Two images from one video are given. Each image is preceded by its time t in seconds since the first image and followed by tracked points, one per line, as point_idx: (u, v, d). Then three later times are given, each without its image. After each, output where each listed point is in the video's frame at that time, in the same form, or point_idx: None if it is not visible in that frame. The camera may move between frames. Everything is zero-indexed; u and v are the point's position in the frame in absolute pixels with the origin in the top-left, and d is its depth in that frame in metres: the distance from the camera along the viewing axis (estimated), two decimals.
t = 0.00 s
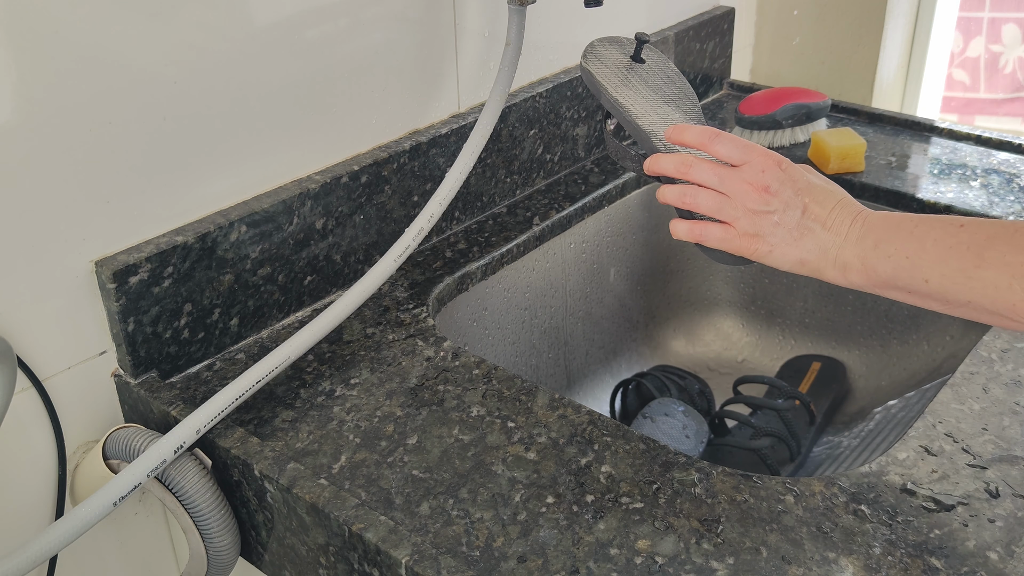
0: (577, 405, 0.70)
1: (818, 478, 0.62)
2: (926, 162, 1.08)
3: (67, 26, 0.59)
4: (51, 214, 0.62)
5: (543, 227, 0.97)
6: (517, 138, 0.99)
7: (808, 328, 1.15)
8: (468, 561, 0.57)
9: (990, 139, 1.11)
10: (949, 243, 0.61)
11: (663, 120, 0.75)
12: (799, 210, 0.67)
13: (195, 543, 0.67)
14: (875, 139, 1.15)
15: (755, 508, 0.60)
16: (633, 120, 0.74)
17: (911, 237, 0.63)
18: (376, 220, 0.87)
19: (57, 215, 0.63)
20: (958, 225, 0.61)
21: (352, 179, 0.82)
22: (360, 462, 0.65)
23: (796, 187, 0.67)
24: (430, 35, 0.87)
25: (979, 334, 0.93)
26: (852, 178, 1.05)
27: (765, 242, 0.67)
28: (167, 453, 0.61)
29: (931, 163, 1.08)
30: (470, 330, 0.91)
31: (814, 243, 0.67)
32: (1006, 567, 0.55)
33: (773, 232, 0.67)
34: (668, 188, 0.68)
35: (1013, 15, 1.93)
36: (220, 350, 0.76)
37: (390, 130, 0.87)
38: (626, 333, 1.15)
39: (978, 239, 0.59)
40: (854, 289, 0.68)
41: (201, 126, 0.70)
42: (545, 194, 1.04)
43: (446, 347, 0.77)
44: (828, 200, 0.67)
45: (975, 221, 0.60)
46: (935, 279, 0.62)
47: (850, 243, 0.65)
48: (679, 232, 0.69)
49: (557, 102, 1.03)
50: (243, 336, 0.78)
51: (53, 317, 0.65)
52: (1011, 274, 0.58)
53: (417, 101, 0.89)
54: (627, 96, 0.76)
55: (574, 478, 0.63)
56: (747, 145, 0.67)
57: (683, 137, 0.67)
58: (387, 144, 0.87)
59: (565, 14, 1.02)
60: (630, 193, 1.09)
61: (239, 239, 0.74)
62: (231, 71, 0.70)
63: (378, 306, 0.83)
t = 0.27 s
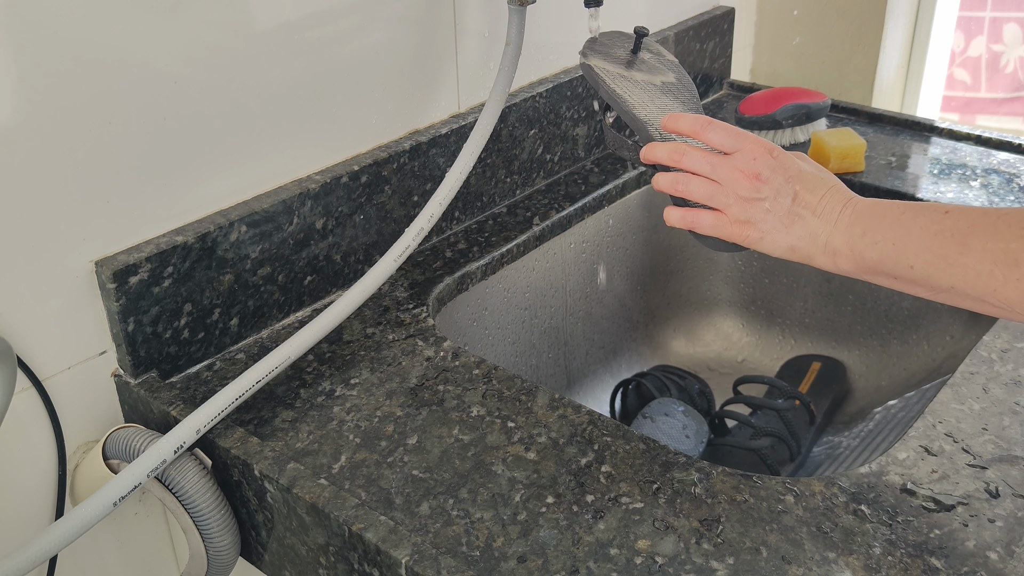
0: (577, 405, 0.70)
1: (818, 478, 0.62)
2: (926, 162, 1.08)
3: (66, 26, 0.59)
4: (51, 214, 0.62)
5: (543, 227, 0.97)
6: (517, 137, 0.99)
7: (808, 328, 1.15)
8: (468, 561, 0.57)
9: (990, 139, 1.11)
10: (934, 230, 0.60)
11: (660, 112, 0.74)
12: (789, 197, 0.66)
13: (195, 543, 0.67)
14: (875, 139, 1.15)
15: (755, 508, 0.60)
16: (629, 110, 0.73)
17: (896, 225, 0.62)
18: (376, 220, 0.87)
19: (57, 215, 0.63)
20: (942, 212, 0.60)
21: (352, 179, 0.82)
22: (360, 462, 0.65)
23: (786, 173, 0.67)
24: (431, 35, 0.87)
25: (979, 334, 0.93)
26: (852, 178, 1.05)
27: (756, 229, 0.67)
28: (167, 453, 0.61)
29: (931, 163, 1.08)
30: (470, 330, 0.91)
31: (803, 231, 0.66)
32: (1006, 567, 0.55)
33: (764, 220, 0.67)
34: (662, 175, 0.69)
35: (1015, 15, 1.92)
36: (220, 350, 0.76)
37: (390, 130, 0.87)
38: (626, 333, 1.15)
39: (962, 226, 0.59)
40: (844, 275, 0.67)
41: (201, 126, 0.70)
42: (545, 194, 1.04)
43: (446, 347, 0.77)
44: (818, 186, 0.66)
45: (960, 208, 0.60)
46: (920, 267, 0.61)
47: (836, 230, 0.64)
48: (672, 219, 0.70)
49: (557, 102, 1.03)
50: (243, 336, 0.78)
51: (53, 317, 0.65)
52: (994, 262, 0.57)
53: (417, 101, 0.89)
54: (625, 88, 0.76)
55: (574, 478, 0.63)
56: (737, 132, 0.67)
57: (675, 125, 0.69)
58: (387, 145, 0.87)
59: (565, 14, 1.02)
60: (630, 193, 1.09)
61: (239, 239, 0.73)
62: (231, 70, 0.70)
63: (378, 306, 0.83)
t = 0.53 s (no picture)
0: (577, 405, 0.70)
1: (818, 478, 0.62)
2: (926, 162, 1.08)
3: (66, 26, 0.59)
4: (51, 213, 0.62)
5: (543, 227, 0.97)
6: (517, 137, 0.99)
7: (808, 328, 1.15)
8: (468, 561, 0.57)
9: (990, 139, 1.11)
10: (924, 249, 0.60)
11: (647, 132, 0.76)
12: (777, 218, 0.67)
13: (195, 543, 0.67)
14: (875, 139, 1.15)
15: (755, 508, 0.60)
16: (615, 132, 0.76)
17: (887, 244, 0.62)
18: (376, 220, 0.87)
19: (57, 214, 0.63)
20: (933, 231, 0.60)
21: (352, 178, 0.82)
22: (360, 462, 0.65)
23: (774, 195, 0.67)
24: (431, 35, 0.87)
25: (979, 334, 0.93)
26: (852, 178, 1.05)
27: (746, 251, 0.68)
28: (167, 454, 0.61)
29: (931, 163, 1.08)
30: (470, 330, 0.91)
31: (793, 251, 0.66)
32: (1006, 567, 0.55)
33: (753, 241, 0.68)
34: (649, 200, 0.70)
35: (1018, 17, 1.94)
36: (220, 350, 0.76)
37: (390, 130, 0.87)
38: (625, 333, 1.15)
39: (952, 244, 0.59)
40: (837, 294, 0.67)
41: (200, 126, 0.70)
42: (545, 194, 1.04)
43: (446, 347, 0.77)
44: (806, 208, 0.67)
45: (951, 228, 0.59)
46: (911, 286, 0.60)
47: (828, 252, 0.64)
48: (661, 244, 0.71)
49: (557, 102, 1.04)
50: (243, 336, 0.78)
51: (53, 317, 0.65)
52: (983, 279, 0.56)
53: (417, 101, 0.89)
54: (610, 108, 0.78)
55: (574, 478, 0.63)
56: (721, 155, 0.69)
57: (662, 151, 0.71)
58: (387, 144, 0.87)
59: (566, 14, 1.02)
60: (630, 193, 1.09)
61: (239, 239, 0.73)
62: (231, 71, 0.70)
63: (378, 306, 0.83)
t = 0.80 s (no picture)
0: (577, 405, 0.70)
1: (818, 478, 0.62)
2: (926, 162, 1.08)
3: (66, 27, 0.59)
4: (51, 214, 0.62)
5: (544, 227, 0.97)
6: (517, 137, 0.99)
7: (808, 328, 1.15)
8: (468, 561, 0.57)
9: (991, 139, 1.11)
10: (889, 256, 0.60)
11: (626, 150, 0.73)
12: (738, 242, 0.66)
13: (195, 543, 0.67)
14: (875, 139, 1.15)
15: (755, 508, 0.60)
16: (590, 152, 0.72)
17: (851, 252, 0.62)
18: (376, 220, 0.87)
19: (57, 215, 0.63)
20: (895, 236, 0.61)
21: (352, 179, 0.82)
22: (360, 461, 0.65)
23: (734, 220, 0.66)
24: (430, 35, 0.87)
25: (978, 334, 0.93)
26: (852, 178, 1.05)
27: (710, 272, 0.68)
28: (167, 454, 0.61)
29: (931, 163, 1.08)
30: (470, 330, 0.91)
31: (756, 269, 0.66)
32: (1006, 567, 0.55)
33: (717, 264, 0.67)
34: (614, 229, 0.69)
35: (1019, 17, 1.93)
36: (220, 350, 0.76)
37: (390, 130, 0.87)
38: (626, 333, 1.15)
39: (915, 248, 0.59)
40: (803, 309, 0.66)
41: (200, 126, 0.70)
42: (545, 194, 1.04)
43: (446, 347, 0.77)
44: (765, 225, 0.66)
45: (912, 232, 0.60)
46: (880, 294, 0.60)
47: (790, 267, 0.64)
48: (626, 271, 0.70)
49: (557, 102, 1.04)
50: (243, 336, 0.78)
51: (53, 317, 0.65)
52: (951, 279, 0.57)
53: (417, 101, 0.89)
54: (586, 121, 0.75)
55: (574, 478, 0.63)
56: (684, 183, 0.67)
57: (624, 179, 0.68)
58: (387, 144, 0.87)
59: (566, 14, 1.02)
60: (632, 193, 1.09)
61: (239, 239, 0.73)
62: (231, 71, 0.70)
63: (378, 306, 0.83)
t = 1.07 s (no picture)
0: (577, 405, 0.70)
1: (818, 478, 0.62)
2: (926, 162, 1.08)
3: (66, 27, 0.59)
4: (51, 213, 0.62)
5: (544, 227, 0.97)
6: (517, 137, 0.99)
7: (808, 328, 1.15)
8: (468, 561, 0.57)
9: (990, 139, 1.12)
10: (829, 198, 0.60)
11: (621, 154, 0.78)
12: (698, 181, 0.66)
13: (195, 543, 0.67)
14: (875, 139, 1.15)
15: (755, 508, 0.60)
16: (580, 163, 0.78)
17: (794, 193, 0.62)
18: (376, 220, 0.87)
19: (57, 214, 0.63)
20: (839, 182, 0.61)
21: (352, 179, 0.82)
22: (360, 462, 0.65)
23: (696, 161, 0.67)
24: (430, 35, 0.87)
25: (979, 334, 0.97)
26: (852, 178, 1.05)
27: (674, 217, 0.67)
28: (167, 454, 0.61)
29: (931, 163, 1.08)
30: (470, 330, 0.91)
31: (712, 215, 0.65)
32: (1006, 567, 0.55)
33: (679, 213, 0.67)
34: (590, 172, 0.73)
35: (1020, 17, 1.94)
36: (220, 350, 0.76)
37: (390, 130, 0.87)
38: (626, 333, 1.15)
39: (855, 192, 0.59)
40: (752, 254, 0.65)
41: (200, 126, 0.70)
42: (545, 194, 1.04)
43: (446, 347, 0.77)
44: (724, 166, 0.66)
45: (856, 180, 0.60)
46: (819, 233, 0.60)
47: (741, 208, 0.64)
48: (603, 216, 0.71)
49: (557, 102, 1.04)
50: (243, 336, 0.78)
51: (53, 317, 0.65)
52: (882, 220, 0.57)
53: (417, 101, 0.89)
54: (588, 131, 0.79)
55: (574, 478, 0.63)
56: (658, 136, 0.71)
57: (612, 135, 0.74)
58: (387, 145, 0.87)
59: (566, 14, 1.02)
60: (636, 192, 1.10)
61: (239, 239, 0.73)
62: (231, 70, 0.70)
63: (378, 306, 0.83)
